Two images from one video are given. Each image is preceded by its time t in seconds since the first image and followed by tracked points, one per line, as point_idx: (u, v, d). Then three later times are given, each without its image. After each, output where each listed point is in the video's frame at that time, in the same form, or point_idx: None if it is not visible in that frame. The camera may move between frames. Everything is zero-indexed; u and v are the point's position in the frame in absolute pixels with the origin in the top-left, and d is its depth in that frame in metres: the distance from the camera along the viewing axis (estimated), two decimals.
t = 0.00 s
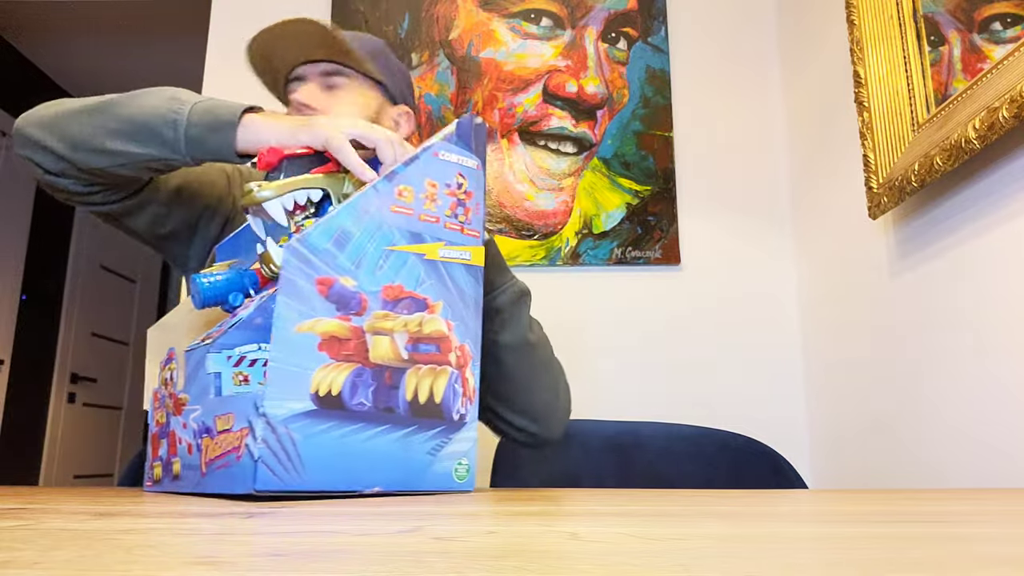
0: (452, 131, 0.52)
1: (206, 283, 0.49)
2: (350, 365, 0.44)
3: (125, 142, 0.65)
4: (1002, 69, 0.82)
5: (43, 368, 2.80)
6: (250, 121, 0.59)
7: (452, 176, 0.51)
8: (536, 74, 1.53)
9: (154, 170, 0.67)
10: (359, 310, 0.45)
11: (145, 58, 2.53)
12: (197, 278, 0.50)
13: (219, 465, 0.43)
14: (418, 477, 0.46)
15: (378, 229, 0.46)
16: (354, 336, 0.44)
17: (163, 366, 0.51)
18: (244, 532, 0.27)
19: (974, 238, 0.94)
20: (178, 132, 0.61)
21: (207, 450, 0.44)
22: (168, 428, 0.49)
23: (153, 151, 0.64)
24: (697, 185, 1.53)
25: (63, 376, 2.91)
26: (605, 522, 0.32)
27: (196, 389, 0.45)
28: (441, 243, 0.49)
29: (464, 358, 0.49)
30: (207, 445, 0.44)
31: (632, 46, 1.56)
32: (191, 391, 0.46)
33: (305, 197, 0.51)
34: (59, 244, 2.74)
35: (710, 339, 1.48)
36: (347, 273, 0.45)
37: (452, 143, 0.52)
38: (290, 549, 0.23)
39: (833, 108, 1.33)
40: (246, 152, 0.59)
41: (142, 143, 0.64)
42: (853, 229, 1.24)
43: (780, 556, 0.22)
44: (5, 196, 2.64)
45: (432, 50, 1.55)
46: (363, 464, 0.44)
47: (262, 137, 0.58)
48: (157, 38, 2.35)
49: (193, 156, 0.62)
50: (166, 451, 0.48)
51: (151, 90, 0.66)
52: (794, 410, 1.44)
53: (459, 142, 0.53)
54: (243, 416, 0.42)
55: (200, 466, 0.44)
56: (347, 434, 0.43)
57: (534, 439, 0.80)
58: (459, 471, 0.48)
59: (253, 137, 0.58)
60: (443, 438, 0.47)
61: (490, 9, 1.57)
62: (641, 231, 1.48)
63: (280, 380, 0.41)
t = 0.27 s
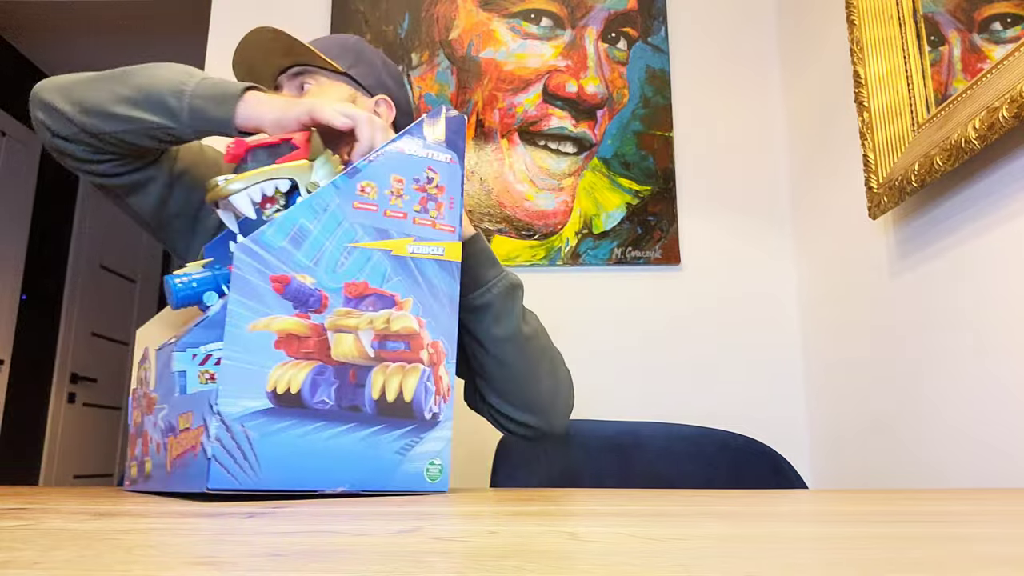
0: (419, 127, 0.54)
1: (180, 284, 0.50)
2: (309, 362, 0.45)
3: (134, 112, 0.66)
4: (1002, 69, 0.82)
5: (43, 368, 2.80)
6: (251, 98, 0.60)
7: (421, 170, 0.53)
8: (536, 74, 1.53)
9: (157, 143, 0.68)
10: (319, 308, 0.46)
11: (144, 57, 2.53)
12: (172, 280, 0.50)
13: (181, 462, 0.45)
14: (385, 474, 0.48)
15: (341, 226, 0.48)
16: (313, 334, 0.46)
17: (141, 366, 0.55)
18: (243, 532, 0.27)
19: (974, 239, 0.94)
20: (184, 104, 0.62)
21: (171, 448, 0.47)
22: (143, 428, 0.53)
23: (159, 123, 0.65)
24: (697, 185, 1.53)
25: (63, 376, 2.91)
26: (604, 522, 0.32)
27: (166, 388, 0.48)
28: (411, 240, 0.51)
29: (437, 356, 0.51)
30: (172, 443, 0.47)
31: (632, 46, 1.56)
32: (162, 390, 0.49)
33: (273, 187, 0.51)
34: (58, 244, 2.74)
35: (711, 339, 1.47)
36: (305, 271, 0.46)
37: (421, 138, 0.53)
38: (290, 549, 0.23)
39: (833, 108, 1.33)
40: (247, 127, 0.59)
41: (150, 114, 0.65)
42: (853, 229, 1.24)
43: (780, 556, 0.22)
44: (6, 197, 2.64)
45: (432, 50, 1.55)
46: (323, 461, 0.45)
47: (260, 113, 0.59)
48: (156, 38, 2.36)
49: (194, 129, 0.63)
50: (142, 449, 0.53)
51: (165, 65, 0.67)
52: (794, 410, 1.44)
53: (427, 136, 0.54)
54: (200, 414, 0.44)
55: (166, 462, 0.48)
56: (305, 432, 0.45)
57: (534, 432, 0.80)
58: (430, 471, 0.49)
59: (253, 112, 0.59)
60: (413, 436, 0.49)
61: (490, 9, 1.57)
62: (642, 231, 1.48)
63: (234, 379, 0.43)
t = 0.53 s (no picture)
0: (403, 121, 0.53)
1: (168, 286, 0.50)
2: (279, 362, 0.45)
3: (131, 114, 0.67)
4: (1002, 69, 0.82)
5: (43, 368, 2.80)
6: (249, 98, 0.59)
7: (403, 167, 0.52)
8: (536, 74, 1.53)
9: (155, 141, 0.69)
10: (291, 307, 0.46)
11: (144, 57, 2.53)
12: (160, 281, 0.51)
13: (155, 462, 0.46)
14: (360, 474, 0.47)
15: (315, 225, 0.48)
16: (284, 334, 0.46)
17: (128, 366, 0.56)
18: (243, 531, 0.27)
19: (974, 239, 0.94)
20: (180, 107, 0.63)
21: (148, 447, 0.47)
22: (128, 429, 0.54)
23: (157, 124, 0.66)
24: (697, 185, 1.53)
25: (63, 376, 2.91)
26: (605, 522, 0.32)
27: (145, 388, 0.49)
28: (389, 237, 0.50)
29: (417, 356, 0.50)
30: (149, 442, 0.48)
31: (632, 46, 1.56)
32: (142, 391, 0.50)
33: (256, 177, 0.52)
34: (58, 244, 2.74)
35: (711, 339, 1.47)
36: (277, 270, 0.46)
37: (403, 134, 0.53)
38: (290, 549, 0.23)
39: (833, 109, 1.33)
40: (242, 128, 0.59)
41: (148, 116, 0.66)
42: (853, 229, 1.24)
43: (780, 557, 0.22)
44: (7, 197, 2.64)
45: (432, 50, 1.55)
46: (293, 461, 0.46)
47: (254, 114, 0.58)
48: (156, 38, 2.36)
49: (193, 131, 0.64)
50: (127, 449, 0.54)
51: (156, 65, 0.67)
52: (795, 410, 1.44)
53: (410, 132, 0.53)
54: (171, 413, 0.44)
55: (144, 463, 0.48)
56: (274, 431, 0.45)
57: (532, 429, 0.81)
58: (408, 472, 0.49)
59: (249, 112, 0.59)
60: (390, 437, 0.49)
61: (490, 9, 1.57)
62: (642, 231, 1.48)
63: (202, 378, 0.43)
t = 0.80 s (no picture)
0: (413, 121, 0.53)
1: (162, 278, 0.50)
2: (294, 356, 0.45)
3: (112, 119, 0.68)
4: (1002, 69, 0.82)
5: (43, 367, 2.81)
6: (223, 94, 0.60)
7: (414, 164, 0.53)
8: (536, 74, 1.53)
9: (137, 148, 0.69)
10: (306, 299, 0.46)
11: (144, 57, 2.53)
12: (153, 272, 0.50)
13: (160, 457, 0.45)
14: (369, 470, 0.48)
15: (329, 217, 0.48)
16: (299, 327, 0.46)
17: (116, 361, 0.56)
18: (243, 531, 0.27)
19: (974, 239, 0.94)
20: (158, 107, 0.63)
21: (149, 442, 0.46)
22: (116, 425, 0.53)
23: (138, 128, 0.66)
24: (697, 185, 1.53)
25: (63, 376, 2.91)
26: (605, 522, 0.32)
27: (144, 382, 0.48)
28: (399, 234, 0.51)
29: (425, 353, 0.51)
30: (149, 437, 0.47)
31: (632, 46, 1.56)
32: (137, 385, 0.49)
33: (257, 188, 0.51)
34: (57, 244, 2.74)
35: (711, 339, 1.47)
36: (293, 262, 0.46)
37: (414, 133, 0.53)
38: (290, 549, 0.23)
39: (833, 109, 1.33)
40: (218, 126, 0.60)
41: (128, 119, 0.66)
42: (853, 229, 1.24)
43: (780, 557, 0.22)
44: (8, 196, 2.65)
45: (432, 49, 1.55)
46: (307, 455, 0.46)
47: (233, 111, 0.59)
48: (157, 38, 2.36)
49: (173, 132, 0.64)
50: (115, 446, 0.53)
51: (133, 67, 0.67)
52: (794, 410, 1.44)
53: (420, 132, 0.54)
54: (178, 406, 0.43)
55: (142, 459, 0.47)
56: (290, 425, 0.45)
57: (528, 435, 0.80)
58: (413, 470, 0.50)
59: (224, 109, 0.60)
60: (398, 434, 0.49)
61: (490, 9, 1.57)
62: (641, 231, 1.48)
63: (218, 369, 0.42)
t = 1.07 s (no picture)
0: (401, 121, 0.53)
1: (166, 283, 0.49)
2: (275, 360, 0.45)
3: (84, 169, 0.67)
4: (1002, 69, 0.82)
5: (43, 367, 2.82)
6: (189, 123, 0.61)
7: (402, 166, 0.53)
8: (536, 74, 1.53)
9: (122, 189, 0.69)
10: (287, 305, 0.46)
11: (143, 57, 2.53)
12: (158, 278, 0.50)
13: (149, 462, 0.46)
14: (353, 474, 0.48)
15: (313, 222, 0.48)
16: (280, 332, 0.46)
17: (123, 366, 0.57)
18: (243, 532, 0.27)
19: (974, 239, 0.94)
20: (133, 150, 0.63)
21: (142, 447, 0.47)
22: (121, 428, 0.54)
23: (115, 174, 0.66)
24: (697, 185, 1.53)
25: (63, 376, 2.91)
26: (605, 522, 0.32)
27: (139, 389, 0.49)
28: (386, 236, 0.51)
29: (413, 356, 0.51)
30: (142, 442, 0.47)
31: (632, 46, 1.56)
32: (135, 391, 0.50)
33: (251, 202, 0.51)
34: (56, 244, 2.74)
35: (711, 339, 1.47)
36: (274, 268, 0.46)
37: (401, 134, 0.53)
38: (290, 549, 0.23)
39: (833, 108, 1.33)
40: (191, 154, 0.61)
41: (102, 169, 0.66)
42: (853, 229, 1.24)
43: (781, 557, 0.22)
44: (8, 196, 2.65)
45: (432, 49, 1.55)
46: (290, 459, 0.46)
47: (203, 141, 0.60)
48: (157, 39, 2.36)
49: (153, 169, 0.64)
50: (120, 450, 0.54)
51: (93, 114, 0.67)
52: (795, 410, 1.44)
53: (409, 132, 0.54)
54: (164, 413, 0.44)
55: (136, 464, 0.48)
56: (270, 430, 0.45)
57: (511, 444, 0.80)
58: (402, 472, 0.49)
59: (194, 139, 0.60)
60: (385, 436, 0.49)
61: (489, 9, 1.57)
62: (642, 231, 1.48)
63: (196, 375, 0.43)
